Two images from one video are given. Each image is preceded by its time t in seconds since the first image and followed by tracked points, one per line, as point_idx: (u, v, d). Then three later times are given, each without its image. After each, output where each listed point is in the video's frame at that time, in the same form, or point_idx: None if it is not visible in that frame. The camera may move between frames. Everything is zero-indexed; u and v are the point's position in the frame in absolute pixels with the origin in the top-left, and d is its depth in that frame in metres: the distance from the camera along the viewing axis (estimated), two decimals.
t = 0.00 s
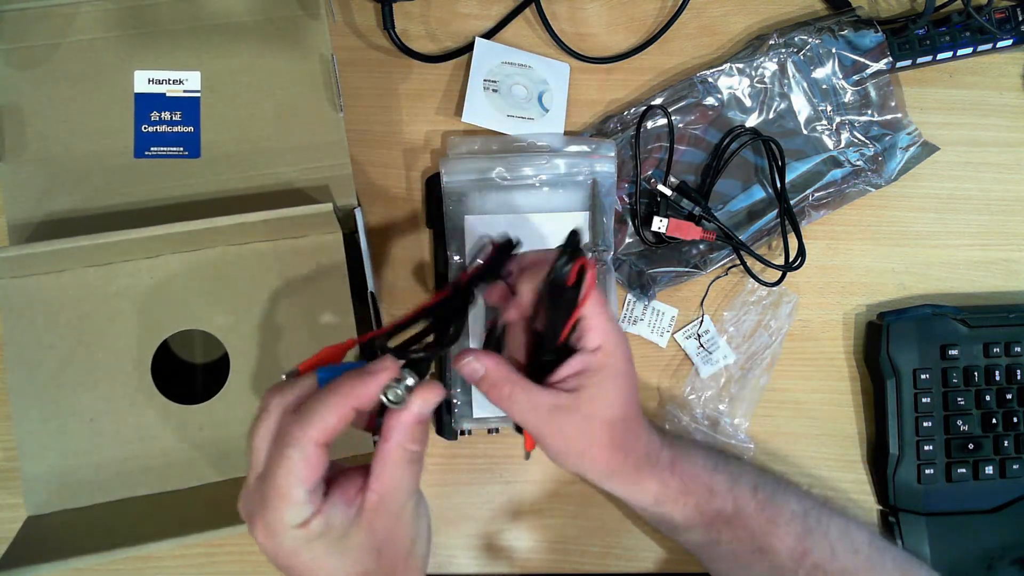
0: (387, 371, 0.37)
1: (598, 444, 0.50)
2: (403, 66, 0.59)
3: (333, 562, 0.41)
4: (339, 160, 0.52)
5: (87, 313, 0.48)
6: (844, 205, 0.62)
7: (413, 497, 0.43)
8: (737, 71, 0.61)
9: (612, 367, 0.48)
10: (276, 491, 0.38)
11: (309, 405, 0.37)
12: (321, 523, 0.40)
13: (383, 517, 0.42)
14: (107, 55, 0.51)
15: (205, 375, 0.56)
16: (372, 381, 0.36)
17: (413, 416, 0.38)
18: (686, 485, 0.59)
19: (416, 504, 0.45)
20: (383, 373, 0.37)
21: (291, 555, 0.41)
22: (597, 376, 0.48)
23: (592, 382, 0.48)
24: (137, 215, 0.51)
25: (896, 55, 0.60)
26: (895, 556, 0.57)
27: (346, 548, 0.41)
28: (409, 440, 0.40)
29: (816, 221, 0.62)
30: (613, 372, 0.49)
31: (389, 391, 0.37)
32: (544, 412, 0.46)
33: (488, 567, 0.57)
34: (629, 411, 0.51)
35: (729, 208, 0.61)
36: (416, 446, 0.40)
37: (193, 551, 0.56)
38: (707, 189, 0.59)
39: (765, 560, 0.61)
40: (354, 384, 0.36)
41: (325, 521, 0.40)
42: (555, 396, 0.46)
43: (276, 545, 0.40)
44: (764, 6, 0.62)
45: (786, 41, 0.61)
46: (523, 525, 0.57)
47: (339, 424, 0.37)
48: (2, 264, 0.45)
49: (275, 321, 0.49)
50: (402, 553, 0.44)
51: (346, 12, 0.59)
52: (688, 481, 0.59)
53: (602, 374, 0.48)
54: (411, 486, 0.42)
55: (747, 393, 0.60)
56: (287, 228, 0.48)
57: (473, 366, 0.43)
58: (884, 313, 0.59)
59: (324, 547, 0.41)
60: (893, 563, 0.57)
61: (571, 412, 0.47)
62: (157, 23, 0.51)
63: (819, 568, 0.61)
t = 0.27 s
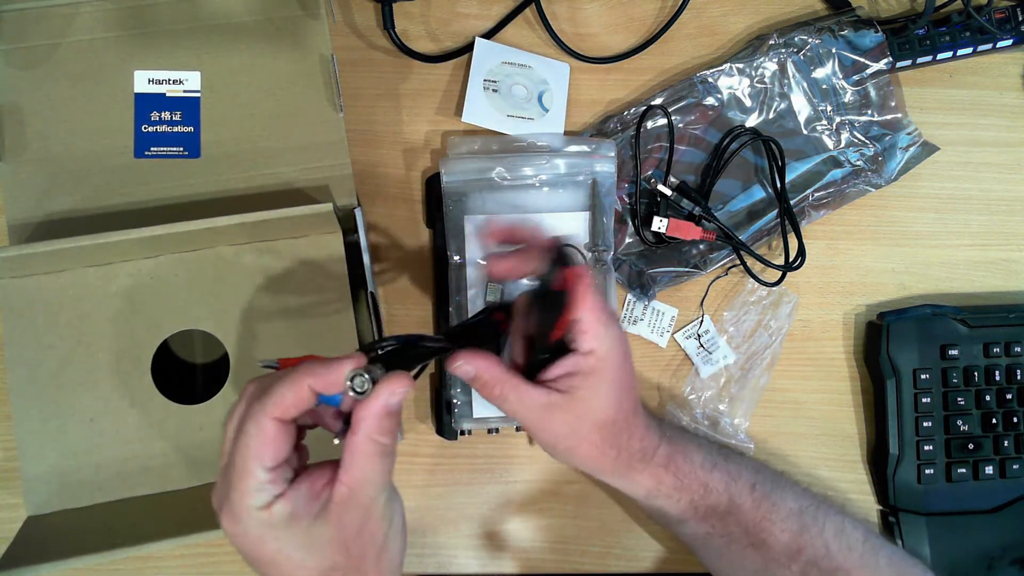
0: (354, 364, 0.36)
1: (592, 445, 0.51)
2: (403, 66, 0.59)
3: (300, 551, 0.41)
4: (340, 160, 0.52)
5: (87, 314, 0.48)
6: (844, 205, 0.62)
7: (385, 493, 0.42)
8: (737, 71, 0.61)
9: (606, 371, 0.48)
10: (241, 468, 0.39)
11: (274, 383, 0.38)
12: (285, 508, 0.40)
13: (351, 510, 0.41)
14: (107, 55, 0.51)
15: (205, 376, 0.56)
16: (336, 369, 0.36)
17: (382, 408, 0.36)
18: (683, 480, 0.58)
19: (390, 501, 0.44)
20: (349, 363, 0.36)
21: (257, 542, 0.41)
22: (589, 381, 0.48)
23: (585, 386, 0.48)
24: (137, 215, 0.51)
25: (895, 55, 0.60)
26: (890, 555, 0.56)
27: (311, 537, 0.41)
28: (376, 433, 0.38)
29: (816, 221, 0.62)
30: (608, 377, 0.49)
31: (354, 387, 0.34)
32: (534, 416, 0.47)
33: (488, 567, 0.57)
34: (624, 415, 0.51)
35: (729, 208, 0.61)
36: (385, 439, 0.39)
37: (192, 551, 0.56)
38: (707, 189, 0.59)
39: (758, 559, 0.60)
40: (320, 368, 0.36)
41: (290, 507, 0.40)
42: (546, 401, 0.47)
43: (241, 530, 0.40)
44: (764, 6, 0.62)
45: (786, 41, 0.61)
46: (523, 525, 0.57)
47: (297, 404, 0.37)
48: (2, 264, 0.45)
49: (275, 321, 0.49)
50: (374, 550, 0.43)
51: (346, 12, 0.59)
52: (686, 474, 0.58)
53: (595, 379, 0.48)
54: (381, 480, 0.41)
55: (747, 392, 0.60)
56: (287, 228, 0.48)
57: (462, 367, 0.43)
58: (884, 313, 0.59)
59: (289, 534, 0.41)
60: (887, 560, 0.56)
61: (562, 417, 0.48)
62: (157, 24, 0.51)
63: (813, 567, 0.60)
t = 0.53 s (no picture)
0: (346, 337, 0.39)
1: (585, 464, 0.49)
2: (403, 66, 0.59)
3: (287, 532, 0.40)
4: (340, 161, 0.52)
5: (87, 314, 0.48)
6: (844, 205, 0.62)
7: (380, 482, 0.42)
8: (737, 71, 0.61)
9: (580, 385, 0.47)
10: (239, 441, 0.39)
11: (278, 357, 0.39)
12: (281, 483, 0.40)
13: (345, 496, 0.41)
14: (107, 55, 0.51)
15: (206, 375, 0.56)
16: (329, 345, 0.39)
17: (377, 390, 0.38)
18: (682, 484, 0.58)
19: (385, 495, 0.43)
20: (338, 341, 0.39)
21: (249, 518, 0.40)
22: (567, 397, 0.47)
23: (565, 404, 0.47)
24: (137, 215, 0.51)
25: (895, 55, 0.60)
26: (888, 554, 0.57)
27: (302, 517, 0.40)
28: (378, 416, 0.39)
29: (816, 221, 0.62)
30: (583, 390, 0.47)
31: (355, 343, 0.38)
32: (524, 446, 0.45)
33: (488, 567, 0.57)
34: (610, 427, 0.50)
35: (729, 208, 0.61)
36: (385, 424, 0.40)
37: (193, 551, 0.56)
38: (707, 189, 0.59)
39: (763, 560, 0.61)
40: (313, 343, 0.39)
41: (286, 482, 0.40)
42: (530, 429, 0.45)
43: (234, 502, 0.40)
44: (764, 6, 0.62)
45: (786, 41, 0.61)
46: (523, 525, 0.57)
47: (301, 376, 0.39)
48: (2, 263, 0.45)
49: (275, 321, 0.49)
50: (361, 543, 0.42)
51: (346, 12, 0.59)
52: (685, 479, 0.58)
53: (573, 395, 0.47)
54: (378, 466, 0.41)
55: (747, 392, 0.60)
56: (287, 228, 0.48)
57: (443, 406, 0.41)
58: (884, 313, 0.59)
59: (280, 512, 0.40)
60: (886, 557, 0.57)
61: (549, 441, 0.46)
62: (157, 24, 0.51)
63: (816, 567, 0.61)
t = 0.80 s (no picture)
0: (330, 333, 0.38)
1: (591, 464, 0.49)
2: (403, 66, 0.59)
3: (279, 536, 0.40)
4: (340, 161, 0.52)
5: (86, 314, 0.48)
6: (844, 205, 0.62)
7: (370, 489, 0.40)
8: (737, 71, 0.61)
9: (577, 383, 0.47)
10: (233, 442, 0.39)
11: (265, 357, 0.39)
12: (273, 487, 0.40)
13: (333, 502, 0.40)
14: (107, 55, 0.51)
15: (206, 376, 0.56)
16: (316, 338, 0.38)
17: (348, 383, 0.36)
18: (685, 485, 0.58)
19: (379, 502, 0.42)
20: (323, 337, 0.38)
21: (245, 523, 0.40)
22: (565, 397, 0.47)
23: (564, 404, 0.47)
24: (137, 215, 0.51)
25: (896, 55, 0.60)
26: (887, 553, 0.56)
27: (291, 523, 0.40)
28: (357, 417, 0.37)
29: (816, 221, 0.62)
30: (580, 389, 0.47)
31: (342, 324, 0.34)
32: (531, 452, 0.44)
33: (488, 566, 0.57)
34: (610, 424, 0.50)
35: (729, 208, 0.61)
36: (364, 424, 0.38)
37: (192, 551, 0.56)
38: (707, 189, 0.59)
39: (766, 560, 0.60)
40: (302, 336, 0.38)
41: (277, 487, 0.40)
42: (534, 433, 0.44)
43: (232, 501, 0.40)
44: (764, 6, 0.62)
45: (786, 41, 0.61)
46: (523, 525, 0.57)
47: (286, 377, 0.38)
48: (2, 264, 0.45)
49: (275, 321, 0.49)
50: (352, 550, 0.41)
51: (346, 12, 0.59)
52: (688, 481, 0.58)
53: (571, 394, 0.47)
54: (368, 474, 0.40)
55: (747, 392, 0.60)
56: (286, 228, 0.48)
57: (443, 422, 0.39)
58: (884, 313, 0.59)
59: (272, 516, 0.40)
60: (884, 556, 0.56)
61: (553, 444, 0.46)
62: (157, 24, 0.51)
63: (818, 567, 0.59)
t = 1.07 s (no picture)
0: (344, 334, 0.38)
1: (588, 463, 0.49)
2: (403, 66, 0.59)
3: (276, 526, 0.41)
4: (340, 161, 0.52)
5: (86, 314, 0.48)
6: (844, 205, 0.62)
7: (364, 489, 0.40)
8: (737, 71, 0.61)
9: (572, 383, 0.47)
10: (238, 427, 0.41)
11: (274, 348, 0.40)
12: (272, 474, 0.41)
13: (329, 497, 0.40)
14: (107, 55, 0.51)
15: (206, 375, 0.56)
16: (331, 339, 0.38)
17: (351, 380, 0.36)
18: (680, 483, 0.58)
19: (377, 502, 0.42)
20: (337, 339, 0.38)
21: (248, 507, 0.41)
22: (560, 397, 0.47)
23: (559, 404, 0.47)
24: (137, 215, 0.51)
25: (896, 55, 0.60)
26: (885, 551, 0.56)
27: (286, 511, 0.41)
28: (353, 414, 0.37)
29: (816, 221, 0.62)
30: (574, 388, 0.47)
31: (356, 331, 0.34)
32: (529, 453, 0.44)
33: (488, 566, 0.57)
34: (606, 422, 0.50)
35: (729, 208, 0.61)
36: (363, 422, 0.37)
37: (192, 552, 0.56)
38: (707, 189, 0.59)
39: (762, 556, 0.60)
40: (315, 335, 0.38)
41: (276, 474, 0.41)
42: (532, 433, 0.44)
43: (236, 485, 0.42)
44: (764, 6, 0.62)
45: (786, 41, 0.61)
46: (523, 525, 0.57)
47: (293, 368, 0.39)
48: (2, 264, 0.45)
49: (275, 322, 0.49)
50: (344, 548, 0.42)
51: (346, 12, 0.59)
52: (683, 480, 0.58)
53: (566, 394, 0.47)
54: (366, 473, 0.40)
55: (747, 392, 0.60)
56: (286, 228, 0.48)
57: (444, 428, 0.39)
58: (884, 313, 0.59)
59: (268, 504, 0.41)
60: (883, 554, 0.56)
61: (552, 444, 0.46)
62: (157, 24, 0.51)
63: (814, 563, 0.59)
